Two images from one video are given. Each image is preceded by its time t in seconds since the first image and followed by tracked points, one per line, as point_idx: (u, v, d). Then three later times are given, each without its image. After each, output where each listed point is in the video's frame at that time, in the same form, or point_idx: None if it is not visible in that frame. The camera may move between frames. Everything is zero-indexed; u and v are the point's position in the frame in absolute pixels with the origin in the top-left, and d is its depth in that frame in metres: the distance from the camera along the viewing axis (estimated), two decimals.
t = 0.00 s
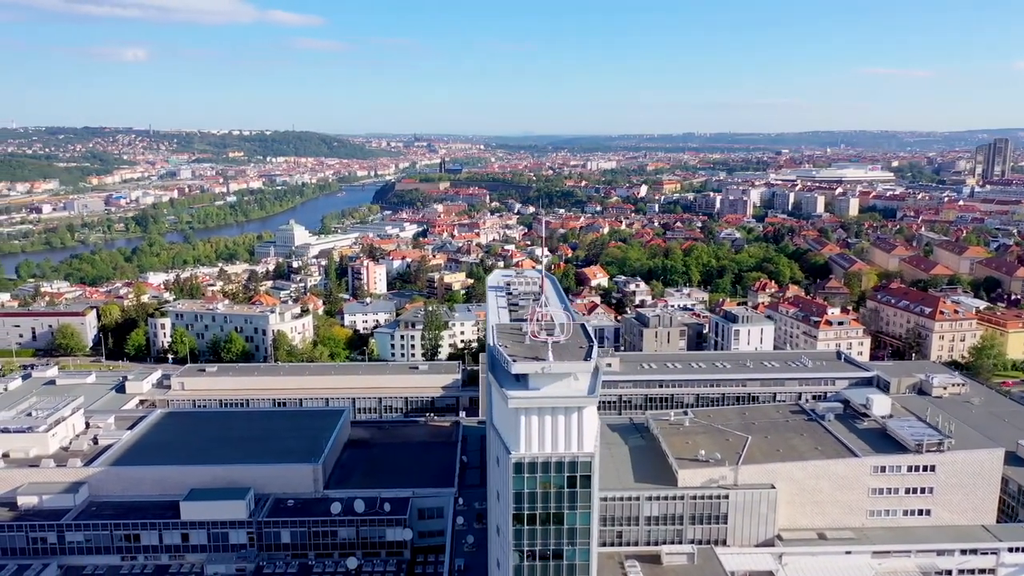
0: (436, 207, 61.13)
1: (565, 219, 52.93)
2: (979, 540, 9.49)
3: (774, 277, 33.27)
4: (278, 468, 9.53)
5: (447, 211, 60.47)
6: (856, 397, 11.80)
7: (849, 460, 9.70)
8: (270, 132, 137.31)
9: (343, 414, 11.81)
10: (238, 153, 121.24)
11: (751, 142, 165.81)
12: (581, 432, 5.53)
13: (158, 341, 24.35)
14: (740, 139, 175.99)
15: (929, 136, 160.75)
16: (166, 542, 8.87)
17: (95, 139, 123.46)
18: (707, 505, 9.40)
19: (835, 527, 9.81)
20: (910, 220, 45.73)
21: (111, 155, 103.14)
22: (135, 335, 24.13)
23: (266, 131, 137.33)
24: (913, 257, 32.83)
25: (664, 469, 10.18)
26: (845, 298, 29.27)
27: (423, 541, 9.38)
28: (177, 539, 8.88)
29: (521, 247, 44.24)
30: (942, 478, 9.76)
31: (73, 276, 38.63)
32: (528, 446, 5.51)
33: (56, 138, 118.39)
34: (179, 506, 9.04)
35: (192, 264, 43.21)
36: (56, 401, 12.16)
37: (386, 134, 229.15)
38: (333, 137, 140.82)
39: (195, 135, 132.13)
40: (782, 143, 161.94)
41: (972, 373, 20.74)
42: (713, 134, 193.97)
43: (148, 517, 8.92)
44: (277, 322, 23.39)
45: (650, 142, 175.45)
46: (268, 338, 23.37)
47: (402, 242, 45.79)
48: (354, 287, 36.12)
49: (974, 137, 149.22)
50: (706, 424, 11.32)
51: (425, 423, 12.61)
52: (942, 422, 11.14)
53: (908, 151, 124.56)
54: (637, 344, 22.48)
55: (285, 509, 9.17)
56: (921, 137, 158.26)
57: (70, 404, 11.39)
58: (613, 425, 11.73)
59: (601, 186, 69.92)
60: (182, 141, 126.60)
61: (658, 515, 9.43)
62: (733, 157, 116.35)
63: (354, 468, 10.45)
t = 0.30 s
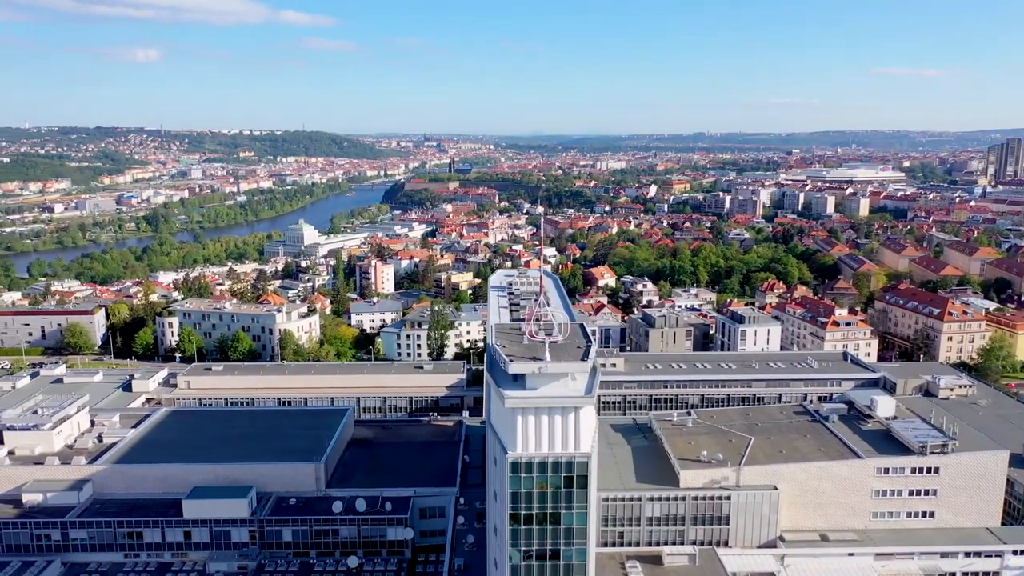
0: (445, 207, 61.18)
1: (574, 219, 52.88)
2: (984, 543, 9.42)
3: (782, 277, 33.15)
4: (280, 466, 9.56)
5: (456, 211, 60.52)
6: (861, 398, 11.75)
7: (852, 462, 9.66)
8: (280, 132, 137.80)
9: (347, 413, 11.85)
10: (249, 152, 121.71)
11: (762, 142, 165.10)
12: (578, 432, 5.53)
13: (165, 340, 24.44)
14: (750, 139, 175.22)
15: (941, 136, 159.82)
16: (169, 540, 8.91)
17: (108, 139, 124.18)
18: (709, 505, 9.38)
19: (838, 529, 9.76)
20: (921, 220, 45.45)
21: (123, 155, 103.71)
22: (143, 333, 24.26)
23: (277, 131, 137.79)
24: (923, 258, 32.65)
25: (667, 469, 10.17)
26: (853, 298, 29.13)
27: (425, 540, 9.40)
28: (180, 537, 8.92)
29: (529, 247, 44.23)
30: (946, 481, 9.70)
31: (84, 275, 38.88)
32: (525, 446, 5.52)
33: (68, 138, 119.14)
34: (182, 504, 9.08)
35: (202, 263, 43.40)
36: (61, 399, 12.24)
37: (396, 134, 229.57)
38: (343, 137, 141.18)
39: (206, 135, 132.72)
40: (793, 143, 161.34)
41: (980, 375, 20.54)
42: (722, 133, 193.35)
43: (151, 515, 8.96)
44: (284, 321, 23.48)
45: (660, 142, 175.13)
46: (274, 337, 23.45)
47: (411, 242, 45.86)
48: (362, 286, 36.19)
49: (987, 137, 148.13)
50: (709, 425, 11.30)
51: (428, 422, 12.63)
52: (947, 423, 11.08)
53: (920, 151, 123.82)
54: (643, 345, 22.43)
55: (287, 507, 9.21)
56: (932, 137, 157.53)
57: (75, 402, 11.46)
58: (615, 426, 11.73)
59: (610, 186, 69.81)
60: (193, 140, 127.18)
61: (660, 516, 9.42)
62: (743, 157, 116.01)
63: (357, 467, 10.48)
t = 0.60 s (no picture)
0: (455, 207, 61.23)
1: (583, 219, 52.84)
2: (988, 546, 9.37)
3: (792, 278, 33.02)
4: (283, 464, 9.60)
5: (466, 211, 60.56)
6: (865, 400, 11.70)
7: (856, 463, 9.61)
8: (291, 132, 138.27)
9: (350, 412, 11.90)
10: (260, 152, 122.15)
11: (773, 142, 164.26)
12: (574, 431, 5.53)
13: (174, 339, 24.57)
14: (762, 139, 174.35)
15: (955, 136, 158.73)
16: (172, 538, 8.97)
17: (121, 139, 124.91)
18: (711, 506, 9.36)
19: (842, 531, 9.71)
20: (933, 221, 45.14)
21: (137, 155, 104.39)
22: (152, 332, 24.41)
23: (288, 131, 138.27)
24: (934, 259, 32.44)
25: (669, 470, 10.16)
26: (862, 299, 29.00)
27: (427, 539, 9.42)
28: (183, 534, 8.97)
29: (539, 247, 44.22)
30: (950, 483, 9.64)
31: (96, 274, 39.14)
32: (520, 446, 5.52)
33: (82, 138, 119.89)
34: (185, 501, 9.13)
35: (213, 262, 43.61)
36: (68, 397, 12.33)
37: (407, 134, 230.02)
38: (355, 137, 141.54)
39: (218, 135, 133.33)
40: (805, 143, 160.66)
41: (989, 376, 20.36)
42: (733, 133, 192.61)
43: (155, 512, 9.01)
44: (292, 320, 23.57)
45: (671, 142, 174.74)
46: (282, 336, 23.55)
47: (421, 241, 45.92)
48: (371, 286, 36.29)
49: (1001, 137, 147.00)
50: (712, 425, 11.26)
51: (432, 420, 12.67)
52: (952, 425, 11.01)
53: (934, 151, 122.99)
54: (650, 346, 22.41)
55: (289, 506, 9.24)
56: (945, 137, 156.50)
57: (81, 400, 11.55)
58: (618, 426, 11.73)
59: (620, 186, 69.71)
60: (205, 140, 127.80)
61: (662, 516, 9.41)
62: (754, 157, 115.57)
63: (359, 466, 10.52)
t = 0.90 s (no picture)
0: (464, 207, 61.29)
1: (592, 219, 52.79)
2: (993, 548, 9.30)
3: (800, 279, 32.89)
4: (285, 463, 9.64)
5: (475, 210, 60.61)
6: (870, 401, 11.65)
7: (858, 464, 9.57)
8: (302, 132, 138.70)
9: (353, 411, 11.92)
10: (271, 152, 122.62)
11: (784, 142, 163.57)
12: (571, 431, 5.53)
13: (181, 337, 24.67)
14: (773, 139, 173.56)
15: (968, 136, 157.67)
16: (175, 535, 9.02)
17: (132, 139, 125.61)
18: (713, 507, 9.34)
19: (844, 532, 9.67)
20: (944, 221, 44.87)
21: (149, 154, 104.95)
22: (160, 331, 24.53)
23: (299, 131, 138.71)
24: (944, 259, 32.26)
25: (671, 471, 10.14)
26: (871, 300, 28.83)
27: (428, 538, 9.44)
28: (185, 532, 9.02)
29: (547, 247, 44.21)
30: (954, 485, 9.58)
31: (106, 273, 39.38)
32: (517, 445, 5.52)
33: (95, 138, 120.63)
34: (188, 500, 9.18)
35: (223, 262, 43.79)
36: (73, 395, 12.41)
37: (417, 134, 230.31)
38: (364, 136, 141.82)
39: (229, 135, 133.89)
40: (816, 143, 159.94)
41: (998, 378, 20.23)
42: (744, 134, 192.02)
43: (158, 510, 9.07)
44: (299, 319, 23.64)
45: (681, 142, 174.32)
46: (289, 336, 23.63)
47: (429, 241, 45.98)
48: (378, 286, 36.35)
49: (1014, 137, 145.94)
50: (715, 426, 11.24)
51: (435, 420, 12.68)
52: (957, 427, 10.93)
53: (946, 151, 122.24)
54: (655, 346, 22.36)
55: (291, 504, 9.28)
56: (957, 137, 155.45)
57: (87, 398, 11.63)
58: (621, 426, 11.72)
59: (630, 186, 69.60)
60: (216, 140, 128.33)
61: (664, 517, 9.40)
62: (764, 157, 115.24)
63: (362, 465, 10.55)
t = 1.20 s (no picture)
0: (474, 207, 61.32)
1: (602, 219, 52.73)
2: (998, 552, 9.24)
3: (810, 279, 32.73)
4: (288, 462, 9.68)
5: (485, 210, 60.64)
6: (875, 403, 11.59)
7: (861, 466, 9.53)
8: (313, 132, 139.18)
9: (357, 411, 11.95)
10: (282, 152, 123.11)
11: (796, 142, 162.71)
12: (566, 432, 5.53)
13: (190, 336, 24.78)
14: (784, 139, 172.79)
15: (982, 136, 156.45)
16: (178, 533, 9.08)
17: (146, 139, 126.39)
18: (715, 508, 9.32)
19: (848, 535, 9.62)
20: (957, 221, 44.55)
21: (162, 154, 105.58)
22: (169, 330, 24.67)
23: (310, 131, 139.20)
24: (956, 260, 32.03)
25: (674, 471, 10.12)
26: (881, 301, 28.67)
27: (429, 538, 9.46)
28: (188, 530, 9.07)
29: (556, 247, 44.19)
30: (959, 487, 9.52)
31: (118, 272, 39.62)
32: (513, 445, 5.53)
33: (109, 138, 121.43)
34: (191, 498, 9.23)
35: (234, 261, 44.00)
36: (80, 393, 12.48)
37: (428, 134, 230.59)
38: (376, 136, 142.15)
39: (241, 135, 134.52)
40: (828, 143, 159.15)
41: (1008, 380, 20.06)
42: (755, 133, 191.28)
43: (162, 508, 9.12)
44: (306, 319, 23.70)
45: (692, 142, 173.80)
46: (296, 335, 23.71)
47: (439, 241, 46.02)
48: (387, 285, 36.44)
49: None
50: (719, 427, 11.21)
51: (439, 420, 12.69)
52: (963, 429, 10.85)
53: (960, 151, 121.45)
54: (662, 346, 22.31)
55: (293, 503, 9.32)
56: (972, 137, 154.19)
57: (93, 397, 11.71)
58: (624, 426, 11.70)
59: (640, 186, 69.47)
60: (228, 140, 128.94)
61: (665, 518, 9.38)
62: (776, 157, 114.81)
63: (365, 465, 10.57)
